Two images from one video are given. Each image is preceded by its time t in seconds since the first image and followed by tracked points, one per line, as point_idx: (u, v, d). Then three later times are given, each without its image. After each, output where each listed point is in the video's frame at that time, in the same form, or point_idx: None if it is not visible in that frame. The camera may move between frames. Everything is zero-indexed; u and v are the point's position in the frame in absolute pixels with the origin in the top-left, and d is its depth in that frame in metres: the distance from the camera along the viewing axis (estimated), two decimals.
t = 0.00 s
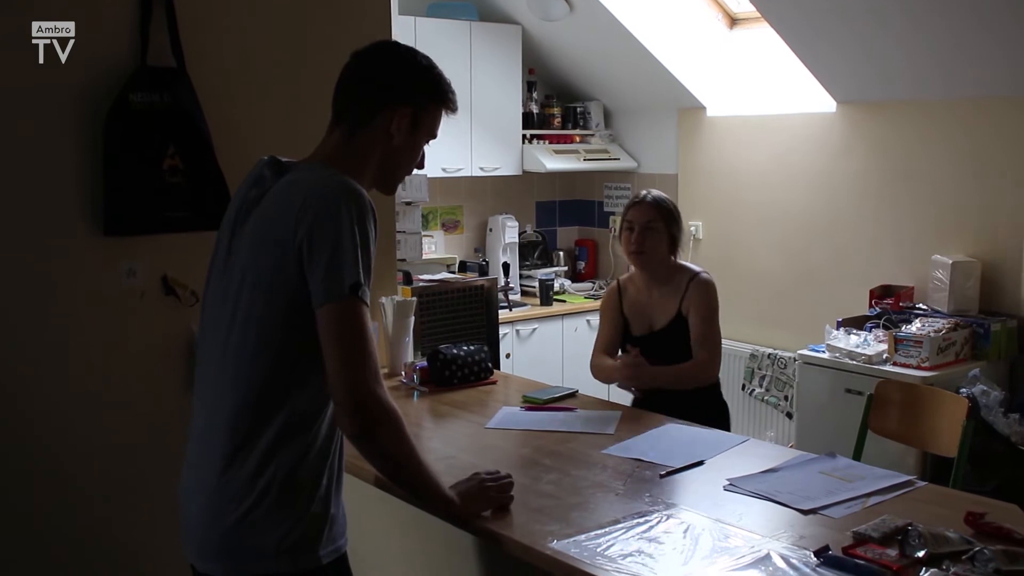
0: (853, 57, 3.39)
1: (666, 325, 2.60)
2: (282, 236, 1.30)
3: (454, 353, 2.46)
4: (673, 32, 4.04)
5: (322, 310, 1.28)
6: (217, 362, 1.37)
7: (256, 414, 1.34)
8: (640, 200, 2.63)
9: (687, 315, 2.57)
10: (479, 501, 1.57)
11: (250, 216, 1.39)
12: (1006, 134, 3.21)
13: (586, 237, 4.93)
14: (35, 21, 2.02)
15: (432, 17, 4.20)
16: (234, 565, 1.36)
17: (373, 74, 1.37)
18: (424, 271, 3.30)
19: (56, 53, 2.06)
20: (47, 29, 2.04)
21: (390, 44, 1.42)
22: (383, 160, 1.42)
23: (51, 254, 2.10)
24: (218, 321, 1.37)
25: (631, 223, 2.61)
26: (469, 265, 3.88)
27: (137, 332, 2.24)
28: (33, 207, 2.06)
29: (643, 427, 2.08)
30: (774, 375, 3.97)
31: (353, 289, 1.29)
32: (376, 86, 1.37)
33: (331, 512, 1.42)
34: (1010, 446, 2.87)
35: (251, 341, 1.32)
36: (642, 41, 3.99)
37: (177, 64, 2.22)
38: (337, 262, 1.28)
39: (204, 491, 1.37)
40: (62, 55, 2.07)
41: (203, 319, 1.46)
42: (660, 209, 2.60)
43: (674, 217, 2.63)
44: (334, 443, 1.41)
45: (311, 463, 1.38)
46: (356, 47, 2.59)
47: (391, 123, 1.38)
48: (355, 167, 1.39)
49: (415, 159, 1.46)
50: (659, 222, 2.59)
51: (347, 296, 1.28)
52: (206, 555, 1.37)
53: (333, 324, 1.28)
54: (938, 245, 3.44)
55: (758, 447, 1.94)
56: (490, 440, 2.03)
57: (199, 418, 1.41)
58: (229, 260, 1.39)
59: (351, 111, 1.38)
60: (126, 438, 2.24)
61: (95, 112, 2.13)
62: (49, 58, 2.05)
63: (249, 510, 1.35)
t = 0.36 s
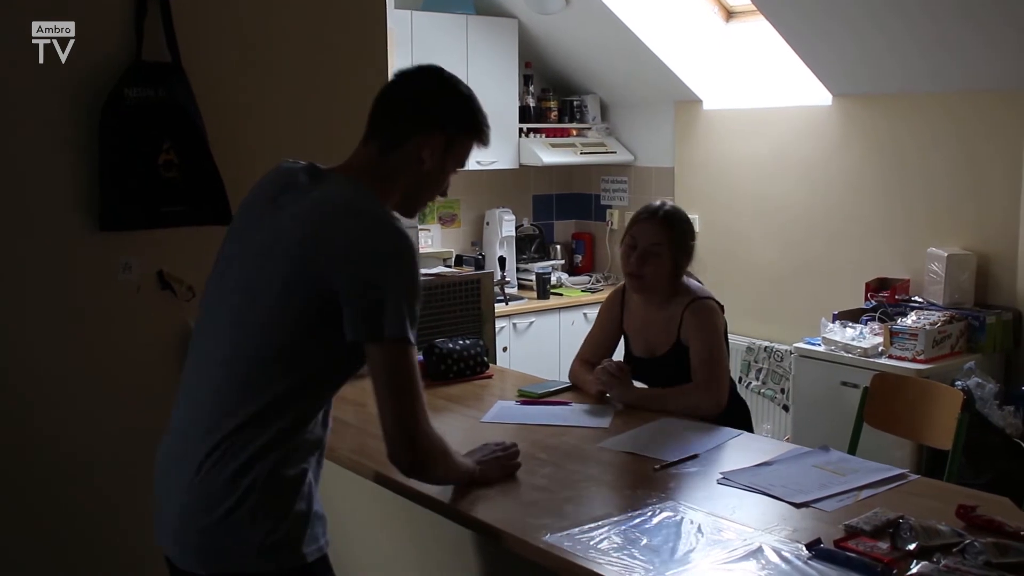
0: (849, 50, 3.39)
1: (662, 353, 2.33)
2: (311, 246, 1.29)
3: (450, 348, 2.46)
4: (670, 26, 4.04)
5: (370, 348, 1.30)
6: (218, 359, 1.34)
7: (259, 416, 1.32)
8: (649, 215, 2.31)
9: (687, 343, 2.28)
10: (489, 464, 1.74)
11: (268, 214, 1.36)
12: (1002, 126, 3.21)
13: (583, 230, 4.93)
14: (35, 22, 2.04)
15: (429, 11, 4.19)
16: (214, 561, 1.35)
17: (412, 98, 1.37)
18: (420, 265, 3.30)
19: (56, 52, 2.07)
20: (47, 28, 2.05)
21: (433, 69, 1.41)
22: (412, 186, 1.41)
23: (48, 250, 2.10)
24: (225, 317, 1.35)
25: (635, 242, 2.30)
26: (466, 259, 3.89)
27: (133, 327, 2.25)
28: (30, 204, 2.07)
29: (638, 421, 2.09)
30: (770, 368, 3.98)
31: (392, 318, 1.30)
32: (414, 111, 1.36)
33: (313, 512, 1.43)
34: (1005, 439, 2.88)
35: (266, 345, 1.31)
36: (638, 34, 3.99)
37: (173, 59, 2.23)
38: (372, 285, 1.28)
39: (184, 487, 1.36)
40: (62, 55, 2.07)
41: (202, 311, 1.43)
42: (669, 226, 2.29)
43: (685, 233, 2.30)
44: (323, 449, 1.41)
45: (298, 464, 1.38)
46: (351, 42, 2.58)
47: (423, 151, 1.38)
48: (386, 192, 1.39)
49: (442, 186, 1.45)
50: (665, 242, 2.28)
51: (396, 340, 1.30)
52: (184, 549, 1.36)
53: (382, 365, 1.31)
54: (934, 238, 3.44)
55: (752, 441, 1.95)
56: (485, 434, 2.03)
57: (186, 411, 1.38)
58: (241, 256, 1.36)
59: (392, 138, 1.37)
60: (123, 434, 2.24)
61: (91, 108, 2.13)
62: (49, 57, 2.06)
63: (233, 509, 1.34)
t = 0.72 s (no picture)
0: (844, 46, 3.38)
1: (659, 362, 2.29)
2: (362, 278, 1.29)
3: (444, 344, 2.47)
4: (666, 22, 4.04)
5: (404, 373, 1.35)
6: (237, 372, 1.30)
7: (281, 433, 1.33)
8: (633, 241, 2.20)
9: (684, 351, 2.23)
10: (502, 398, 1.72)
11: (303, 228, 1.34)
12: (996, 123, 3.21)
13: (579, 227, 4.94)
14: (36, 22, 2.05)
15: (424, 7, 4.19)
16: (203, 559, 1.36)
17: (460, 146, 1.39)
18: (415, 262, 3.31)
19: (56, 52, 2.08)
20: (47, 29, 2.06)
21: (475, 119, 1.44)
22: (444, 231, 1.41)
23: (42, 247, 2.10)
24: (249, 330, 1.31)
25: (624, 264, 2.21)
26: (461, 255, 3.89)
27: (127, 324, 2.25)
28: (26, 201, 2.07)
29: (632, 417, 2.09)
30: (766, 364, 3.98)
31: (437, 357, 1.35)
32: (462, 159, 1.38)
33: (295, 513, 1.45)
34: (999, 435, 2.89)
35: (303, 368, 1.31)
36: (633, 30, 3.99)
37: (168, 56, 2.22)
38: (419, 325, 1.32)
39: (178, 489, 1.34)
40: (62, 55, 2.08)
41: (210, 311, 1.38)
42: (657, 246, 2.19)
43: (675, 244, 2.22)
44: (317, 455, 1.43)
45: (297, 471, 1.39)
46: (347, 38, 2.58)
47: (461, 198, 1.39)
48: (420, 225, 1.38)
49: (473, 232, 1.45)
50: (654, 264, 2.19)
51: (435, 370, 1.35)
52: (170, 543, 1.36)
53: (421, 393, 1.36)
54: (928, 234, 3.45)
55: (745, 437, 1.95)
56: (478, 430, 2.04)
57: (185, 414, 1.34)
58: (269, 266, 1.33)
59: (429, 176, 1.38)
60: (118, 431, 2.25)
61: (86, 105, 2.13)
62: (49, 57, 2.07)
63: (231, 514, 1.34)
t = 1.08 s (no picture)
0: (837, 41, 3.38)
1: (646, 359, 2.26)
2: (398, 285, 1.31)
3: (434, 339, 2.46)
4: (659, 18, 4.03)
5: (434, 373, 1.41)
6: (269, 362, 1.29)
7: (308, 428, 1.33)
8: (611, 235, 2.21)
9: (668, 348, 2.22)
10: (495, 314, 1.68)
11: (332, 235, 1.34)
12: (988, 118, 3.22)
13: (571, 222, 4.93)
14: (35, 21, 2.06)
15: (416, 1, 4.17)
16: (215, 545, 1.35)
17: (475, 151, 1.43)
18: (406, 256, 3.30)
19: (56, 52, 2.08)
20: (47, 29, 2.06)
21: (482, 126, 1.48)
22: (464, 233, 1.45)
23: (32, 243, 2.09)
24: (276, 334, 1.30)
25: (602, 260, 2.21)
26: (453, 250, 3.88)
27: (116, 319, 2.24)
28: (18, 197, 2.06)
29: (623, 412, 2.09)
30: (758, 360, 3.99)
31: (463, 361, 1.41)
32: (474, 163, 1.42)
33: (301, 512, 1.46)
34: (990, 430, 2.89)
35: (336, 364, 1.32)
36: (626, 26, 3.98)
37: (157, 50, 2.21)
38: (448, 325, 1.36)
39: (194, 478, 1.31)
40: (62, 55, 2.09)
41: (229, 304, 1.38)
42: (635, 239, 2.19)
43: (654, 241, 2.22)
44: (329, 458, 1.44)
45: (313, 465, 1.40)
46: (337, 31, 2.56)
47: (483, 200, 1.44)
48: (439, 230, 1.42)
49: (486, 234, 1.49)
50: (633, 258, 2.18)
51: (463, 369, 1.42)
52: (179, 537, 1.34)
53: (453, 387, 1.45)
54: (921, 230, 3.45)
55: (735, 432, 1.95)
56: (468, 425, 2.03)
57: (202, 411, 1.32)
58: (297, 270, 1.33)
59: (445, 182, 1.42)
60: (108, 426, 2.24)
61: (76, 100, 2.12)
62: (50, 57, 2.08)
63: (250, 504, 1.33)
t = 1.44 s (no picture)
0: (828, 35, 3.34)
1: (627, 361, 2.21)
2: (364, 277, 1.34)
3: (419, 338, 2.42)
4: (649, 13, 4.00)
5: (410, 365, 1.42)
6: (240, 352, 1.32)
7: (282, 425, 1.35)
8: (580, 239, 2.16)
9: (649, 349, 2.17)
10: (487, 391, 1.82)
11: (300, 233, 1.38)
12: (982, 114, 3.18)
13: (562, 219, 4.90)
14: (35, 21, 2.04)
15: None
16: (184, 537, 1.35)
17: (430, 151, 1.43)
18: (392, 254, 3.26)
19: (56, 53, 2.07)
20: (47, 29, 2.05)
21: (437, 126, 1.48)
22: (423, 232, 1.47)
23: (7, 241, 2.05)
24: (247, 325, 1.33)
25: (571, 265, 2.16)
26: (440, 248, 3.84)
27: (95, 318, 2.20)
28: None
29: (609, 413, 2.05)
30: (749, 358, 3.95)
31: (435, 355, 1.43)
32: (429, 162, 1.43)
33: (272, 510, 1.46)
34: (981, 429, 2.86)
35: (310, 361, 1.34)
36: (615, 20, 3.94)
37: (135, 44, 2.16)
38: (421, 328, 1.38)
39: (167, 468, 1.32)
40: (62, 55, 2.08)
41: (203, 303, 1.40)
42: (606, 241, 2.15)
43: (623, 242, 2.17)
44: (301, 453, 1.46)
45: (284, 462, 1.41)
46: (321, 26, 2.51)
47: (438, 200, 1.44)
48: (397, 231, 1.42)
49: (446, 232, 1.49)
50: (604, 261, 2.13)
51: (438, 362, 1.43)
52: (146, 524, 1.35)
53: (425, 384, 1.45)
54: (913, 227, 3.41)
55: (722, 433, 1.91)
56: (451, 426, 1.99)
57: (175, 400, 1.34)
58: (267, 265, 1.36)
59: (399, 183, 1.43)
60: (86, 428, 2.20)
61: (53, 94, 2.08)
62: (50, 58, 2.07)
63: (220, 497, 1.34)
